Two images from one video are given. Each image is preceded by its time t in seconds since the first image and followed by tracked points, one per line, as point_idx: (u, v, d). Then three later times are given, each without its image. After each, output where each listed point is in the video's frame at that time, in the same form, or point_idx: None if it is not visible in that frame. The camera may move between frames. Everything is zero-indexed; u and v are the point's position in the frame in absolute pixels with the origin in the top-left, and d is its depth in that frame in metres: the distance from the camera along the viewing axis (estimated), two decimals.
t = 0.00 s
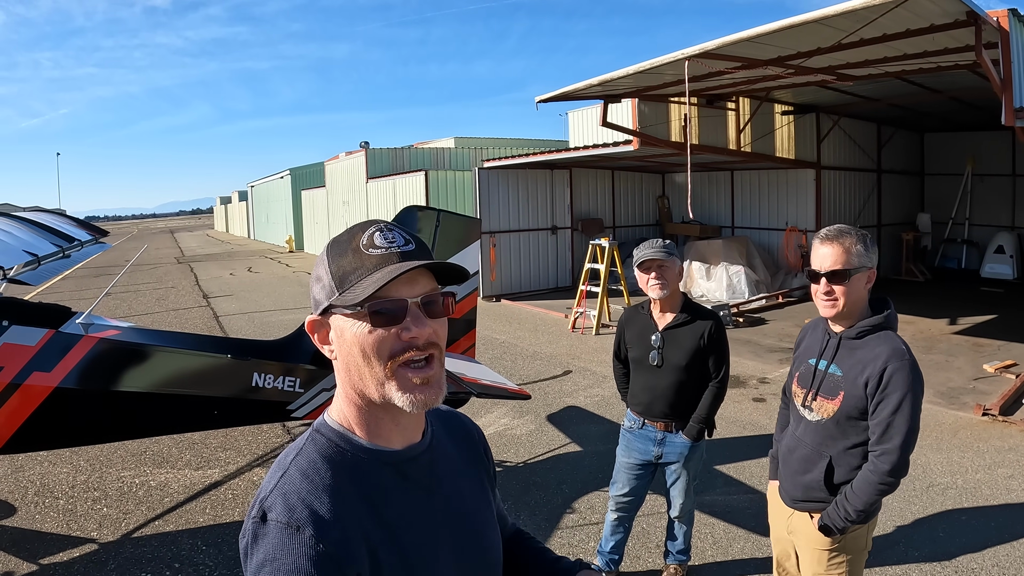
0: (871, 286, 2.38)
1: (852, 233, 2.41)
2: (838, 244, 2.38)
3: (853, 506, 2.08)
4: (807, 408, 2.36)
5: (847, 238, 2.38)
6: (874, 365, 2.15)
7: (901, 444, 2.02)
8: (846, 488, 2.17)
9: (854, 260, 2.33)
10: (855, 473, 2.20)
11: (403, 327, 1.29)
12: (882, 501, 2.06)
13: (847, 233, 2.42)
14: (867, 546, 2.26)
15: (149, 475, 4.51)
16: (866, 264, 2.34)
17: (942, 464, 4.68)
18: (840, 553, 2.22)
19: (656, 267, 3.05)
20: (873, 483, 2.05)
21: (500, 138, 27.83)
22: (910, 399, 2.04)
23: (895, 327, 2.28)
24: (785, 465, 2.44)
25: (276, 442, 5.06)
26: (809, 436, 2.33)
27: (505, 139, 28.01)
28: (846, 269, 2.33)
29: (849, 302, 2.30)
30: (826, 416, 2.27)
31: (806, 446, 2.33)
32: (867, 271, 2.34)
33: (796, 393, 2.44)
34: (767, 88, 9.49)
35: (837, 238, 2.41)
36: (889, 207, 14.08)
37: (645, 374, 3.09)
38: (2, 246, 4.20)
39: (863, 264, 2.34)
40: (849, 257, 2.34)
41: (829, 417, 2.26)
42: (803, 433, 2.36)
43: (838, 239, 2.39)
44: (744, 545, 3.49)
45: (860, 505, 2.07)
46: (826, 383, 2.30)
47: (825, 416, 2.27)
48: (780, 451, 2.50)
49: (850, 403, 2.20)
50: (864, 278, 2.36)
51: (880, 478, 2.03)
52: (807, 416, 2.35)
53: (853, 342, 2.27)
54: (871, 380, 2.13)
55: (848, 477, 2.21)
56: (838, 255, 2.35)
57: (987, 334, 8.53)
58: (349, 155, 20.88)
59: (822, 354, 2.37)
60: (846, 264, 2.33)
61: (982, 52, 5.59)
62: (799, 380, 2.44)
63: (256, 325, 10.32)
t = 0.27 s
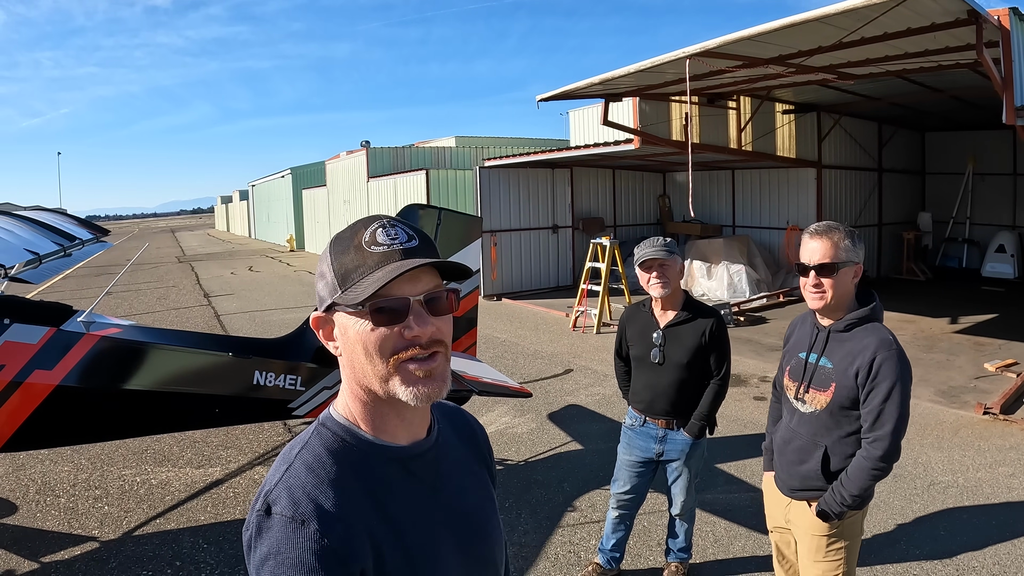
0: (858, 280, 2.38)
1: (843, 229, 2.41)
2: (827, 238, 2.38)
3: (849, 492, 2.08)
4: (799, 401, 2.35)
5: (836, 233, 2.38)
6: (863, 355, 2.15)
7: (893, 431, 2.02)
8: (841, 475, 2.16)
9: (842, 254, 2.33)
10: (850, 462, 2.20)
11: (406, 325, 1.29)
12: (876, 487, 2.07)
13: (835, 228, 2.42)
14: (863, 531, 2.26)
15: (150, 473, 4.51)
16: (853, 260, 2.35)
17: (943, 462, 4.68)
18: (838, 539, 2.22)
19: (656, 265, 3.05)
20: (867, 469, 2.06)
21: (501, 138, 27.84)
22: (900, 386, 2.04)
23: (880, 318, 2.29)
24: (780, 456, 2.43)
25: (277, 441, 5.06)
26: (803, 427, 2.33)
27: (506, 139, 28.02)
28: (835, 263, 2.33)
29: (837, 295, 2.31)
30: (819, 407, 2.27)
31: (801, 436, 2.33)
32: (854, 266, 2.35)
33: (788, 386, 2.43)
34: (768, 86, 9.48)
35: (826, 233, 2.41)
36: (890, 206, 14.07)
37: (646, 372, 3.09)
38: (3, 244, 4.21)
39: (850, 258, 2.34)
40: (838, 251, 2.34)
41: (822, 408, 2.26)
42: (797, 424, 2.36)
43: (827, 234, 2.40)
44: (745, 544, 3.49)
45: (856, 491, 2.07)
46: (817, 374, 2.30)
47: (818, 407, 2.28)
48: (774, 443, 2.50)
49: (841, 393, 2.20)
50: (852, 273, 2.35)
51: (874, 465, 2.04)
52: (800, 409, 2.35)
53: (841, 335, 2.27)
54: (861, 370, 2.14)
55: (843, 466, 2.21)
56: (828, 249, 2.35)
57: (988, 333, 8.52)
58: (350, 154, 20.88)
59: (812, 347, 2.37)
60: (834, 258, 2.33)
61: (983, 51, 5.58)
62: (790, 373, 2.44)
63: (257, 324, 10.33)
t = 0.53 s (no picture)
0: (853, 279, 2.38)
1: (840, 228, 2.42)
2: (821, 237, 2.39)
3: (851, 488, 2.08)
4: (799, 399, 2.35)
5: (830, 232, 2.39)
6: (861, 351, 2.15)
7: (892, 426, 2.03)
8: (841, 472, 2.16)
9: (837, 254, 2.34)
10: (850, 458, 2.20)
11: (424, 328, 1.30)
12: (877, 483, 2.07)
13: (829, 228, 2.44)
14: (863, 529, 2.26)
15: (151, 472, 4.52)
16: (847, 259, 2.35)
17: (943, 462, 4.68)
18: (840, 537, 2.22)
19: (658, 264, 3.05)
20: (867, 465, 2.06)
21: (502, 137, 27.85)
22: (899, 381, 2.05)
23: (877, 316, 2.29)
24: (779, 455, 2.43)
25: (278, 439, 5.06)
26: (803, 425, 2.33)
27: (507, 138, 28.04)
28: (830, 262, 2.34)
29: (833, 293, 2.31)
30: (819, 404, 2.27)
31: (801, 434, 2.33)
32: (849, 264, 2.35)
33: (787, 385, 2.43)
34: (769, 86, 9.48)
35: (820, 233, 2.42)
36: (891, 206, 14.06)
37: (647, 371, 3.09)
38: (4, 243, 4.21)
39: (845, 257, 2.34)
40: (833, 249, 2.34)
41: (822, 405, 2.27)
42: (797, 423, 2.36)
43: (821, 233, 2.41)
44: (746, 543, 3.49)
45: (857, 487, 2.07)
46: (816, 372, 2.30)
47: (818, 405, 2.28)
48: (773, 442, 2.50)
49: (840, 390, 2.20)
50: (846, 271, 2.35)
51: (875, 460, 2.04)
52: (800, 407, 2.35)
53: (838, 332, 2.27)
54: (860, 366, 2.14)
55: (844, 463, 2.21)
56: (823, 248, 2.36)
57: (989, 333, 8.51)
58: (351, 153, 20.89)
59: (810, 345, 2.37)
60: (829, 257, 2.34)
61: (984, 51, 5.57)
62: (788, 372, 2.43)
63: (258, 322, 10.34)
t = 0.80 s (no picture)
0: (859, 278, 2.38)
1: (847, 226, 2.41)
2: (829, 235, 2.38)
3: (851, 494, 2.07)
4: (802, 400, 2.35)
5: (837, 230, 2.38)
6: (865, 351, 2.15)
7: (895, 428, 2.02)
8: (843, 476, 2.16)
9: (844, 251, 2.33)
10: (852, 462, 2.19)
11: (434, 325, 1.29)
12: (879, 487, 2.06)
13: (836, 226, 2.43)
14: (865, 536, 2.25)
15: (150, 471, 4.51)
16: (854, 257, 2.34)
17: (944, 461, 4.67)
18: (839, 544, 2.21)
19: (658, 261, 3.04)
20: (869, 469, 2.05)
21: (502, 136, 27.82)
22: (903, 382, 2.04)
23: (884, 315, 2.29)
24: (781, 458, 2.43)
25: (278, 439, 5.05)
26: (805, 427, 2.33)
27: (507, 137, 28.01)
28: (837, 260, 2.33)
29: (840, 292, 2.31)
30: (821, 405, 2.27)
31: (802, 437, 2.33)
32: (855, 263, 2.34)
33: (790, 386, 2.42)
34: (770, 85, 9.45)
35: (828, 230, 2.41)
36: (892, 205, 14.05)
37: (647, 370, 3.09)
38: (4, 242, 4.21)
39: (852, 255, 2.34)
40: (840, 247, 2.34)
41: (824, 406, 2.26)
42: (799, 424, 2.35)
43: (828, 231, 2.40)
44: (746, 543, 3.49)
45: (858, 492, 2.06)
46: (819, 372, 2.29)
47: (820, 405, 2.27)
48: (775, 445, 2.50)
49: (843, 391, 2.19)
50: (853, 270, 2.35)
51: (876, 464, 2.03)
52: (802, 408, 2.34)
53: (844, 331, 2.27)
54: (863, 366, 2.13)
55: (845, 466, 2.20)
56: (829, 246, 2.34)
57: (989, 333, 8.50)
58: (351, 152, 20.88)
59: (815, 345, 2.36)
60: (837, 254, 2.33)
61: (985, 50, 5.56)
62: (793, 372, 2.42)
63: (258, 322, 10.34)
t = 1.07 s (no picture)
0: (869, 282, 2.37)
1: (854, 229, 2.41)
2: (837, 239, 2.38)
3: (859, 501, 2.06)
4: (810, 406, 2.34)
5: (846, 234, 2.38)
6: (875, 357, 2.14)
7: (904, 435, 2.01)
8: (851, 483, 2.15)
9: (852, 256, 2.33)
10: (860, 469, 2.19)
11: (432, 328, 1.29)
12: (887, 495, 2.05)
13: (845, 229, 2.42)
14: (872, 544, 2.24)
15: (150, 472, 4.51)
16: (862, 260, 2.33)
17: (946, 462, 4.66)
18: (847, 551, 2.20)
19: (661, 263, 3.04)
20: (878, 476, 2.04)
21: (503, 136, 27.79)
22: (913, 389, 2.03)
23: (894, 320, 2.28)
24: (788, 464, 2.42)
25: (278, 440, 5.04)
26: (813, 433, 2.32)
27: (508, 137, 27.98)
28: (846, 264, 2.32)
29: (848, 296, 2.30)
30: (830, 411, 2.26)
31: (810, 443, 2.32)
32: (864, 267, 2.34)
33: (799, 390, 2.42)
34: (771, 85, 9.44)
35: (836, 234, 2.41)
36: (893, 205, 14.03)
37: (650, 372, 3.08)
38: (4, 243, 4.20)
39: (860, 260, 2.34)
40: (848, 252, 2.33)
41: (833, 411, 2.25)
42: (807, 430, 2.35)
43: (836, 235, 2.40)
44: (748, 545, 3.48)
45: (866, 499, 2.05)
46: (828, 378, 2.28)
47: (829, 411, 2.26)
48: (782, 451, 2.49)
49: (852, 396, 2.19)
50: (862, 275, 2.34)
51: (885, 471, 2.02)
52: (811, 414, 2.33)
53: (853, 337, 2.26)
54: (873, 372, 2.13)
55: (853, 473, 2.20)
56: (838, 250, 2.34)
57: (991, 333, 8.49)
58: (352, 152, 20.86)
59: (823, 350, 2.35)
60: (845, 259, 2.33)
61: (987, 50, 5.54)
62: (801, 378, 2.42)
63: (258, 322, 10.33)
